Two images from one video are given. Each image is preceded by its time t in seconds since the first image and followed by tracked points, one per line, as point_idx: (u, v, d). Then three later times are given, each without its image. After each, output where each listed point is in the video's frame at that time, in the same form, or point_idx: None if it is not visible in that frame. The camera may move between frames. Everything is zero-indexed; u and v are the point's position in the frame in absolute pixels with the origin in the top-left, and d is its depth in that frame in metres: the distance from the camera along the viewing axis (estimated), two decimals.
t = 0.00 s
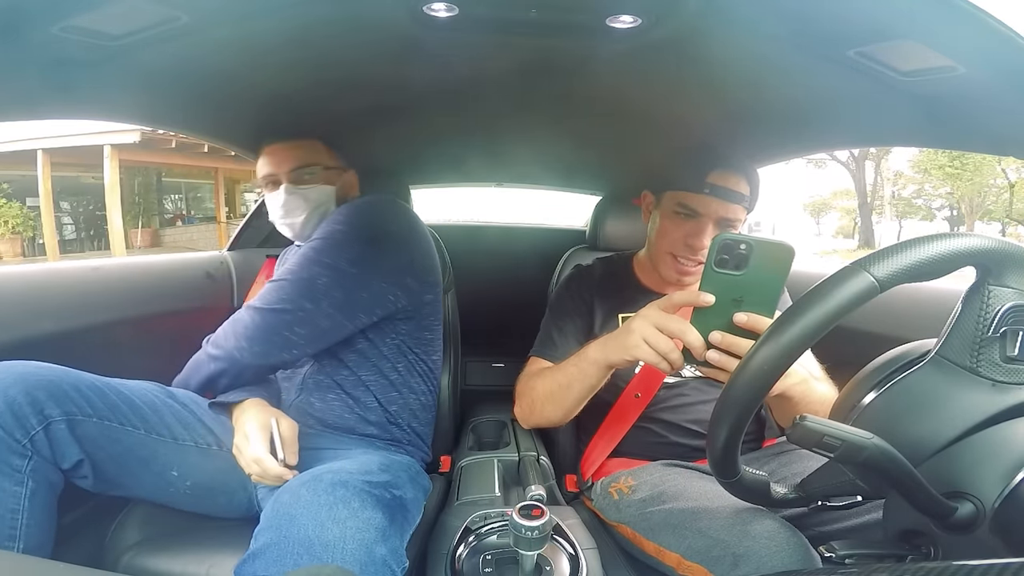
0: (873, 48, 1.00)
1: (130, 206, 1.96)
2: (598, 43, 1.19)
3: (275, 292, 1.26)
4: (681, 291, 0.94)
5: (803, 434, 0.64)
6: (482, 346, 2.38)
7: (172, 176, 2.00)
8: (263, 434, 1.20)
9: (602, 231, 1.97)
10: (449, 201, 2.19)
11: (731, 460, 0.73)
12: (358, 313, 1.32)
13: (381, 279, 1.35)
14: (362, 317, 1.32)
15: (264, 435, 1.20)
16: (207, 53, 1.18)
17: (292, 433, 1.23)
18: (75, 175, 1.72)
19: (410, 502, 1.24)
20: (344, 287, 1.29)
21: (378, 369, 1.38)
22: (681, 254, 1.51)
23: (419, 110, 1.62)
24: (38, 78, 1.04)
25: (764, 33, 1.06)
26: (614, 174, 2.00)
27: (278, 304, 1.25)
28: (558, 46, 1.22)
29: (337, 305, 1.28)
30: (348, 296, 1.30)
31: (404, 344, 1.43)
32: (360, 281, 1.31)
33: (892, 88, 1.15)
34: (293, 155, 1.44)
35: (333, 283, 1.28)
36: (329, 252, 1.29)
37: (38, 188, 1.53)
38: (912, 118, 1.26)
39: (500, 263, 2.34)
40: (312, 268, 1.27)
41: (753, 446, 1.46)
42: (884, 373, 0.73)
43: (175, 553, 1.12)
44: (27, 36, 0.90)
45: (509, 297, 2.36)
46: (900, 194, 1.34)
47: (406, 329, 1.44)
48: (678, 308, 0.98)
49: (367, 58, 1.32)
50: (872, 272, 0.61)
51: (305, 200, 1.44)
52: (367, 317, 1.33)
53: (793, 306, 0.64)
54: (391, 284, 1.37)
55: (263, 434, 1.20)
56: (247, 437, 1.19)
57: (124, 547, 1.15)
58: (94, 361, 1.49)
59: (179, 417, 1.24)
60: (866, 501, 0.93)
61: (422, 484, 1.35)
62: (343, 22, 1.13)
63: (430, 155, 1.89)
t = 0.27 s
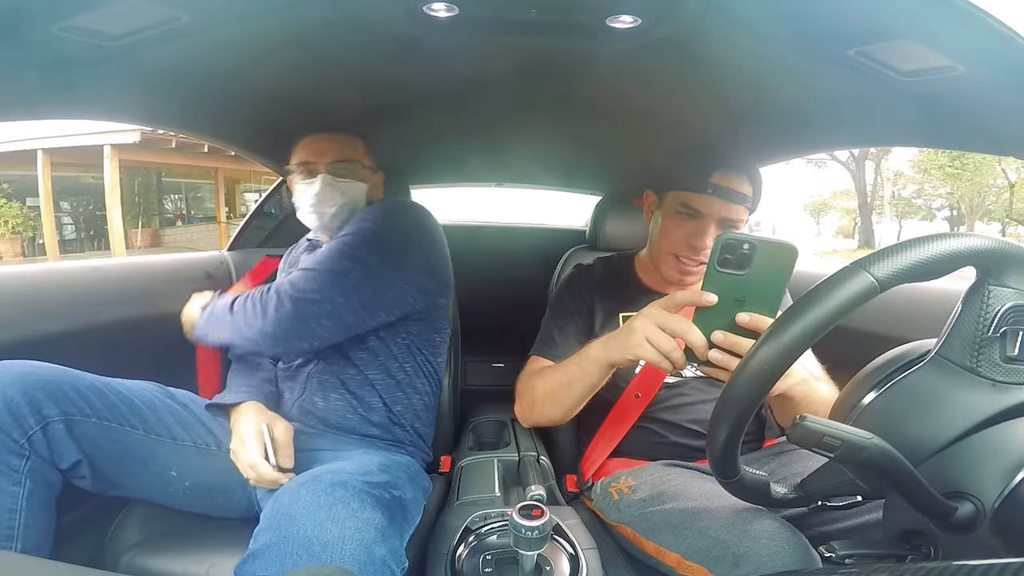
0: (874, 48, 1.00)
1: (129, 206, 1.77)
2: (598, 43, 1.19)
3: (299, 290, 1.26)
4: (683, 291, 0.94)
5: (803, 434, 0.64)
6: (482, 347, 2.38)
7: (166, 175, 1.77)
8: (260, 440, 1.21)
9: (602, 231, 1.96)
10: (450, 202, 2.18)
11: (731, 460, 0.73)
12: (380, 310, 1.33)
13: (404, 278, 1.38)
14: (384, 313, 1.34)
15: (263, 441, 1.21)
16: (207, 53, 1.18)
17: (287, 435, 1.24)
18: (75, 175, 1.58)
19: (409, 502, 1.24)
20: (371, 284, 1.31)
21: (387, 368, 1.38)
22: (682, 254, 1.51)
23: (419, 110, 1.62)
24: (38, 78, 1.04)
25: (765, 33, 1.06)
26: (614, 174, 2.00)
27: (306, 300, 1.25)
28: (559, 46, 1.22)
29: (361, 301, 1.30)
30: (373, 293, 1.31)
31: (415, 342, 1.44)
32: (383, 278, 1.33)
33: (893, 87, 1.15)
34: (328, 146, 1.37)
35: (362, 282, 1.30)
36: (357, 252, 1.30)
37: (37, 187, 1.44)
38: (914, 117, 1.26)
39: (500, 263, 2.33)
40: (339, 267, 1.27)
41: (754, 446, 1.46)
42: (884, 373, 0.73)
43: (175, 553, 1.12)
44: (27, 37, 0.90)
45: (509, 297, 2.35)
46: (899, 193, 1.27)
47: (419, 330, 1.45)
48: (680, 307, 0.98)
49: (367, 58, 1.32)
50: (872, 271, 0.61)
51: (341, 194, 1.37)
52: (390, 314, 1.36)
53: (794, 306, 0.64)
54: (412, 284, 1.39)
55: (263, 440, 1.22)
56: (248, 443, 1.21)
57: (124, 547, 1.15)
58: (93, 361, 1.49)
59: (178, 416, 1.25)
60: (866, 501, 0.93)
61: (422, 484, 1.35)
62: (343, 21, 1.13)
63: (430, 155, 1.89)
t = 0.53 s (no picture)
0: (874, 48, 1.00)
1: (129, 207, 1.52)
2: (599, 43, 1.19)
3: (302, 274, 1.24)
4: (684, 288, 0.94)
5: (803, 434, 0.64)
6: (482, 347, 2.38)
7: (171, 177, 1.55)
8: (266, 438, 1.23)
9: (602, 231, 2.02)
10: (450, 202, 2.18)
11: (731, 460, 0.73)
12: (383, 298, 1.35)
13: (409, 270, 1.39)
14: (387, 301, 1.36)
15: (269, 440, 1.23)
16: (207, 53, 1.18)
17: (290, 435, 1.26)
18: (74, 175, 1.48)
19: (407, 503, 1.24)
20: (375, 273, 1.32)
21: (392, 364, 1.38)
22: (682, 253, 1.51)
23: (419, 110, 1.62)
24: (38, 78, 1.04)
25: (765, 33, 1.06)
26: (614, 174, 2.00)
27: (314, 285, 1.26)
28: (559, 46, 1.22)
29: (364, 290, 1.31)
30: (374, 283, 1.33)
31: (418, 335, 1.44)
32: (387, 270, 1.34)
33: (894, 87, 1.15)
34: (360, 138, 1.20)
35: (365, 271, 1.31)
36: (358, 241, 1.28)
37: (37, 187, 1.41)
38: (915, 117, 1.26)
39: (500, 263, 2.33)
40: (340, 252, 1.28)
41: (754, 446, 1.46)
42: (884, 373, 0.73)
43: (176, 553, 1.12)
44: (28, 37, 0.91)
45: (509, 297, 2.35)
46: (898, 193, 1.27)
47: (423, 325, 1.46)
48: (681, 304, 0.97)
49: (368, 58, 1.32)
50: (872, 272, 0.61)
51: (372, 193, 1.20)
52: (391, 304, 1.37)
53: (794, 306, 0.64)
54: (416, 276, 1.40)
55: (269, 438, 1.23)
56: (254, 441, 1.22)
57: (124, 547, 1.15)
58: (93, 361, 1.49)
59: (176, 416, 1.25)
60: (866, 501, 0.93)
61: (421, 484, 1.36)
62: (343, 22, 1.13)
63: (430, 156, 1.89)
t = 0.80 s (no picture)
0: (874, 48, 1.00)
1: (129, 206, 1.62)
2: (598, 43, 1.19)
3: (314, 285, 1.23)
4: (681, 283, 0.94)
5: (803, 433, 0.64)
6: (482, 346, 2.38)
7: (171, 178, 1.65)
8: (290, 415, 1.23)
9: (602, 231, 1.97)
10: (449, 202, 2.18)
11: (731, 460, 0.73)
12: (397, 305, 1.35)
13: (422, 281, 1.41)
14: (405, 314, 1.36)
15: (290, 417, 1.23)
16: (207, 53, 1.18)
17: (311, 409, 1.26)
18: (75, 175, 1.50)
19: (407, 504, 1.24)
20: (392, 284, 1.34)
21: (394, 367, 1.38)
22: (682, 251, 1.51)
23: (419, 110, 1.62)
24: (38, 78, 1.04)
25: (765, 33, 1.06)
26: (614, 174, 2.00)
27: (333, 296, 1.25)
28: (559, 46, 1.22)
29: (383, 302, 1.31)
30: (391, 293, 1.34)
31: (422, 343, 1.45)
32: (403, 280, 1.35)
33: (894, 88, 1.15)
34: (354, 139, 1.33)
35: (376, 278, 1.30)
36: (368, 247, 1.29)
37: (38, 187, 1.40)
38: (915, 117, 1.26)
39: (500, 263, 2.33)
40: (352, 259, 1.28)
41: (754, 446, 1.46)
42: (884, 372, 0.73)
43: (176, 553, 1.12)
44: (27, 37, 0.91)
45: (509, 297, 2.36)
46: (899, 193, 1.27)
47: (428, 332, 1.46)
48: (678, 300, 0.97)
49: (368, 58, 1.32)
50: (872, 272, 0.61)
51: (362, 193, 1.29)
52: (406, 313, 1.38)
53: (794, 306, 0.64)
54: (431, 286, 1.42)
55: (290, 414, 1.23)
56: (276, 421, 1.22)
57: (124, 547, 1.15)
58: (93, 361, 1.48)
59: (177, 415, 1.25)
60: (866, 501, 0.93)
61: (424, 488, 1.34)
62: (343, 21, 1.13)
63: (430, 155, 1.89)
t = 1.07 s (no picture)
0: (874, 48, 1.00)
1: (129, 206, 1.66)
2: (598, 43, 1.19)
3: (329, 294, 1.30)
4: (679, 281, 0.95)
5: (803, 433, 0.64)
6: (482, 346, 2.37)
7: (171, 177, 1.71)
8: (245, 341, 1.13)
9: (602, 231, 1.97)
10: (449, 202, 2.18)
11: (731, 460, 0.73)
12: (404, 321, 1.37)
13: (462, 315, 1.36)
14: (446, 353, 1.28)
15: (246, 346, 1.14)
16: (207, 53, 1.18)
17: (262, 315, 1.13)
18: (75, 175, 1.50)
19: (410, 514, 1.22)
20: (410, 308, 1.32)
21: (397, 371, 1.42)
22: (681, 250, 1.51)
23: (419, 110, 1.62)
24: (38, 78, 1.04)
25: (765, 32, 1.06)
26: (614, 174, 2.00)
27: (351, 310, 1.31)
28: (559, 46, 1.22)
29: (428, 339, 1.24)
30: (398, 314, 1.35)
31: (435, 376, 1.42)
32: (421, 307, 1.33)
33: (894, 87, 1.15)
34: (330, 145, 1.26)
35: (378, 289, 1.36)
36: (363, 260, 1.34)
37: (38, 186, 1.38)
38: (915, 118, 1.26)
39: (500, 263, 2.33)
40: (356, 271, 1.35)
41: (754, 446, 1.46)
42: (883, 372, 0.73)
43: (176, 553, 1.12)
44: (27, 38, 0.91)
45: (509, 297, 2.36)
46: (899, 193, 1.27)
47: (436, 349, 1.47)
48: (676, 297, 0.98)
49: (368, 58, 1.32)
50: (872, 272, 0.61)
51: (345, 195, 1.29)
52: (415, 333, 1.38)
53: (794, 306, 0.64)
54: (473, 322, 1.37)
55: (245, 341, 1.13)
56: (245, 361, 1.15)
57: (124, 547, 1.14)
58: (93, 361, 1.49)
59: (181, 415, 1.25)
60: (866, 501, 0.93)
61: (427, 496, 1.33)
62: (343, 21, 1.13)
63: (430, 155, 1.89)
